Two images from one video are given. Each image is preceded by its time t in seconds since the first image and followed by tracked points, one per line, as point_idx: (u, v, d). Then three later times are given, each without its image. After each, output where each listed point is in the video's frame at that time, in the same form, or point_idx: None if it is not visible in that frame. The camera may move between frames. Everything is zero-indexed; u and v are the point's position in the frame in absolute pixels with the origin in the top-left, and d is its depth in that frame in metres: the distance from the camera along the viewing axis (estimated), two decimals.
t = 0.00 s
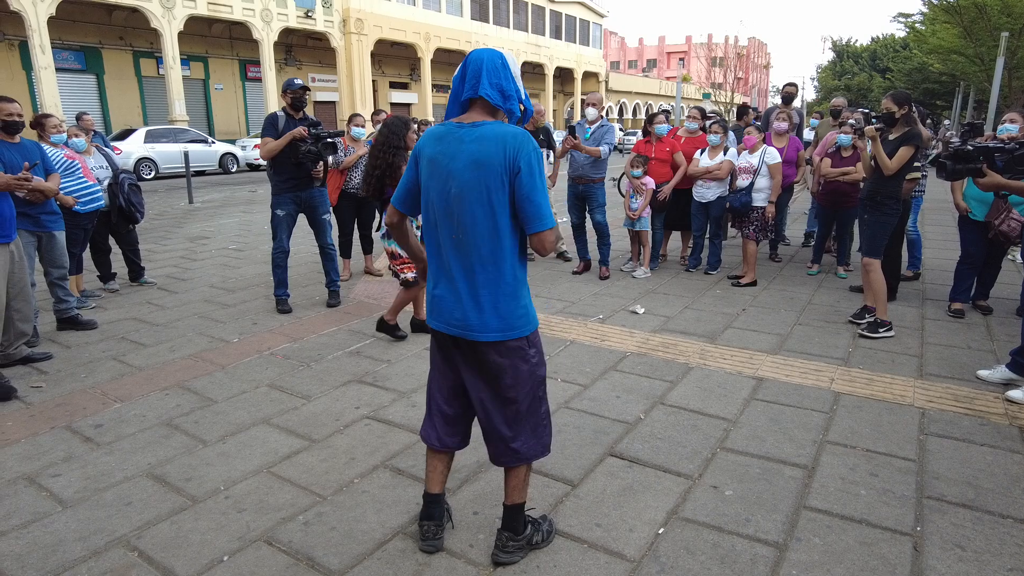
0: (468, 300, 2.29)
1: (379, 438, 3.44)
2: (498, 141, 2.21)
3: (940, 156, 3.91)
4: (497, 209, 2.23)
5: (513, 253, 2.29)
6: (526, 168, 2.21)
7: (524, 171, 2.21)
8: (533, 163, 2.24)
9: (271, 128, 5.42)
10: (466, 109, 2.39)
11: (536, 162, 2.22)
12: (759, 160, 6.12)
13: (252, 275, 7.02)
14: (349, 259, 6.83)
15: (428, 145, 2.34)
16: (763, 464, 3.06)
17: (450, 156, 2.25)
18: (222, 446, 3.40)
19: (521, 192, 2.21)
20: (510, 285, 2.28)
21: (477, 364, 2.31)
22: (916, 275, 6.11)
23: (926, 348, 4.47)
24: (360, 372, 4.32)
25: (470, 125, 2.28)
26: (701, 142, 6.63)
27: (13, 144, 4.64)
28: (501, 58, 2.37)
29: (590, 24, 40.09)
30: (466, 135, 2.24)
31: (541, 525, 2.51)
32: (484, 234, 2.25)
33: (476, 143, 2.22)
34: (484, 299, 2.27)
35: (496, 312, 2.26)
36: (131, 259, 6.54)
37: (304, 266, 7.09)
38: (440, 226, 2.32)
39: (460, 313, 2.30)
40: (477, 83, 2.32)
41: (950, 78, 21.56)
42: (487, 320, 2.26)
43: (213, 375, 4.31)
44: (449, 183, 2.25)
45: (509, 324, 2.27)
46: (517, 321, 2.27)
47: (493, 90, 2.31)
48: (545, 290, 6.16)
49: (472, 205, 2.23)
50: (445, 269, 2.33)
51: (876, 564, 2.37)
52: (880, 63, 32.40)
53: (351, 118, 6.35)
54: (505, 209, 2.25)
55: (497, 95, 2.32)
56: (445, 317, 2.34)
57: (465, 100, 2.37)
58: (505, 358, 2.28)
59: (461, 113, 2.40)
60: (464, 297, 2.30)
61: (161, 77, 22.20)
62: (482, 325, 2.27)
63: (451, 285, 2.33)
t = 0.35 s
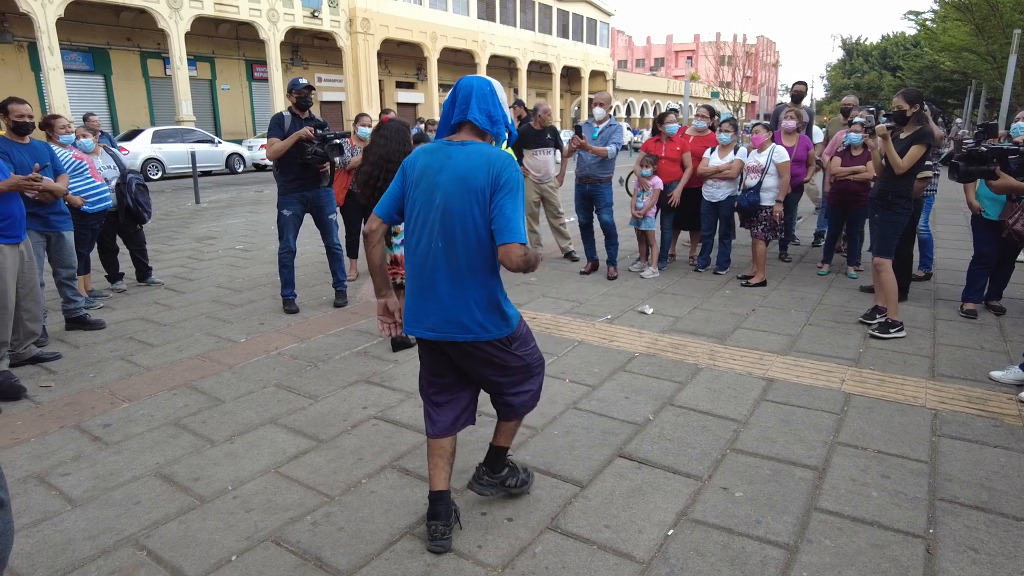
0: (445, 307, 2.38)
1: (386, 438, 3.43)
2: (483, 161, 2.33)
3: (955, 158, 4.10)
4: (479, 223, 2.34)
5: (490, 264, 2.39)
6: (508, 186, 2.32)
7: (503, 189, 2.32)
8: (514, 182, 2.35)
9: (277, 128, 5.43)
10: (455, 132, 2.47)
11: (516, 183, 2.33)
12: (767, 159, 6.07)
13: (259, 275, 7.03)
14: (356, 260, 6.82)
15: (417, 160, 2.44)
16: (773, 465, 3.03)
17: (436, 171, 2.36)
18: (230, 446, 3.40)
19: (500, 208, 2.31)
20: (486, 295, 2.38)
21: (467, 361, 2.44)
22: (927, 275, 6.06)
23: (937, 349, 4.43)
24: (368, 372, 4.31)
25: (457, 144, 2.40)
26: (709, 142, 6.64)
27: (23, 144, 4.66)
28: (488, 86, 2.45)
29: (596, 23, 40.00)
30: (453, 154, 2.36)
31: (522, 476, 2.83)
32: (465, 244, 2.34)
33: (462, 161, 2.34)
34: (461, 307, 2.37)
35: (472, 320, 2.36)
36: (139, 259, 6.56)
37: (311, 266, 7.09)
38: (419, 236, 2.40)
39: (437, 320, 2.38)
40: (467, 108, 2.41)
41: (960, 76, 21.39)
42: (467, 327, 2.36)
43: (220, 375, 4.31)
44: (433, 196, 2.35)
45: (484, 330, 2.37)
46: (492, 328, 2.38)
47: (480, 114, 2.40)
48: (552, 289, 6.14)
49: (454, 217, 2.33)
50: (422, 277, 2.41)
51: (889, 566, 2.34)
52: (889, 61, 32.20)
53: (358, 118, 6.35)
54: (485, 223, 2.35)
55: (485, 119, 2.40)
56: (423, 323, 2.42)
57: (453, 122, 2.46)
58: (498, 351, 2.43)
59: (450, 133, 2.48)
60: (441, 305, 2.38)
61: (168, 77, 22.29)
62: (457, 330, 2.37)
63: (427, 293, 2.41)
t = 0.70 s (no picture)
0: (484, 281, 2.58)
1: (394, 438, 3.44)
2: (511, 145, 2.54)
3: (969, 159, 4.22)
4: (509, 202, 2.56)
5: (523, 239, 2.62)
6: (536, 166, 2.56)
7: (534, 170, 2.56)
8: (540, 164, 2.58)
9: (284, 129, 5.44)
10: (477, 120, 2.67)
11: (543, 163, 2.57)
12: (773, 159, 6.06)
13: (266, 275, 7.05)
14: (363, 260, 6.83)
15: (443, 148, 2.61)
16: (781, 466, 3.02)
17: (467, 157, 2.55)
18: (238, 446, 3.41)
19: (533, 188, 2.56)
20: (520, 267, 2.61)
21: (494, 335, 2.63)
22: (935, 276, 6.03)
23: (946, 350, 4.40)
24: (375, 372, 4.32)
25: (481, 131, 2.59)
26: (716, 142, 6.57)
27: (33, 145, 4.69)
28: (502, 75, 2.64)
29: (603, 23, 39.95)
30: (480, 140, 2.55)
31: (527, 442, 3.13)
32: (500, 222, 2.56)
33: (491, 147, 2.54)
34: (500, 280, 2.57)
35: (510, 291, 2.58)
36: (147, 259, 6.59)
37: (318, 266, 7.11)
38: (454, 217, 2.59)
39: (477, 294, 2.58)
40: (489, 97, 2.59)
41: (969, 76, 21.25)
42: (501, 299, 2.57)
43: (228, 375, 4.33)
44: (468, 180, 2.54)
45: (516, 303, 2.59)
46: (523, 300, 2.61)
47: (502, 102, 2.60)
48: (559, 289, 6.13)
49: (489, 198, 2.54)
50: (460, 255, 2.60)
51: (898, 568, 2.33)
52: (897, 61, 32.04)
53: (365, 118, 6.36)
54: (516, 203, 2.57)
55: (508, 105, 2.61)
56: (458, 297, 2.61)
57: (474, 111, 2.65)
58: (520, 329, 2.64)
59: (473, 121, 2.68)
60: (479, 279, 2.58)
61: (176, 78, 22.39)
62: (497, 302, 2.57)
63: (464, 269, 2.60)
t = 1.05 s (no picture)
0: (519, 265, 2.84)
1: (401, 437, 3.46)
2: (534, 145, 2.87)
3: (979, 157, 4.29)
4: (536, 194, 2.86)
5: (550, 228, 2.94)
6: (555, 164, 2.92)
7: (554, 166, 2.92)
8: (556, 161, 2.94)
9: (293, 131, 5.48)
10: (493, 123, 2.94)
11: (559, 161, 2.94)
12: (779, 160, 6.02)
13: (274, 275, 7.10)
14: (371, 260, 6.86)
15: (470, 149, 2.85)
16: (788, 468, 3.02)
17: (496, 156, 2.82)
18: (247, 445, 3.44)
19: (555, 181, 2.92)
20: (546, 251, 2.92)
21: (522, 317, 2.89)
22: (943, 277, 6.00)
23: (954, 351, 4.39)
24: (382, 372, 4.34)
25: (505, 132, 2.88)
26: (722, 142, 6.59)
27: (46, 147, 4.75)
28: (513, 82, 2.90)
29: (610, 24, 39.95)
30: (507, 141, 2.84)
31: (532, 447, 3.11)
32: (530, 212, 2.85)
33: (518, 146, 2.84)
34: (532, 263, 2.86)
35: (542, 273, 2.87)
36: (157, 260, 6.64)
37: (326, 267, 7.15)
38: (487, 209, 2.84)
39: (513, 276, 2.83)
40: (504, 102, 2.87)
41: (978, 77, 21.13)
42: (536, 281, 2.86)
43: (236, 374, 4.36)
44: (501, 176, 2.81)
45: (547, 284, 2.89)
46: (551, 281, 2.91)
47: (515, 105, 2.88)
48: (565, 290, 6.14)
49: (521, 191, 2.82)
50: (496, 244, 2.86)
51: (905, 570, 2.33)
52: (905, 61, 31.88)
53: (374, 120, 6.41)
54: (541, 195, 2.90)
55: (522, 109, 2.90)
56: (495, 282, 2.86)
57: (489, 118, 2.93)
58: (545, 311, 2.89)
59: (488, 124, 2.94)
60: (513, 265, 2.84)
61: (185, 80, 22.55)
62: (530, 283, 2.84)
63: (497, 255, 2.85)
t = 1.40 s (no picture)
0: (533, 257, 3.28)
1: (406, 438, 3.46)
2: (534, 163, 3.42)
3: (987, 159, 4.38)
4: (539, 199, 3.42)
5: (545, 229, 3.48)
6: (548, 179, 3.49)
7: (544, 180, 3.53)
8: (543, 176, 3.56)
9: (299, 132, 5.48)
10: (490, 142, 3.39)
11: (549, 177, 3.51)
12: (785, 160, 6.01)
13: (280, 275, 7.12)
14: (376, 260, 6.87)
15: (490, 158, 3.27)
16: (794, 469, 3.00)
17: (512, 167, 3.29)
18: (252, 445, 3.45)
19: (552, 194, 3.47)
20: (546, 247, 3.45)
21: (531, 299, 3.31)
22: (950, 278, 5.97)
23: (961, 353, 4.36)
24: (387, 372, 4.35)
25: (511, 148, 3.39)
26: (728, 142, 6.56)
27: (53, 148, 4.77)
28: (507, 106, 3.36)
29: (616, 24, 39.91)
30: (517, 157, 3.34)
31: (514, 420, 3.46)
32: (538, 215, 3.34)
33: (524, 162, 3.35)
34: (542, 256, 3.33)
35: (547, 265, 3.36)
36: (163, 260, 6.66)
37: (332, 267, 7.16)
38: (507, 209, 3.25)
39: (529, 266, 3.26)
40: (495, 123, 3.32)
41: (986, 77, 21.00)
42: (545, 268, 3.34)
43: (242, 375, 4.37)
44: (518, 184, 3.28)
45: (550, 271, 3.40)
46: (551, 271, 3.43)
47: (509, 126, 3.31)
48: (570, 291, 6.14)
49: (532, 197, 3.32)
50: (515, 236, 3.27)
51: (912, 573, 2.32)
52: (912, 61, 31.71)
53: (377, 121, 6.38)
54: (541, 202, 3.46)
55: (512, 129, 3.31)
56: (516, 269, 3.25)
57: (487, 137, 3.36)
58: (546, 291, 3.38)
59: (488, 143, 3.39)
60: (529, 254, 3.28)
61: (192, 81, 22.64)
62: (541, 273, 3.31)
63: (515, 249, 3.25)
